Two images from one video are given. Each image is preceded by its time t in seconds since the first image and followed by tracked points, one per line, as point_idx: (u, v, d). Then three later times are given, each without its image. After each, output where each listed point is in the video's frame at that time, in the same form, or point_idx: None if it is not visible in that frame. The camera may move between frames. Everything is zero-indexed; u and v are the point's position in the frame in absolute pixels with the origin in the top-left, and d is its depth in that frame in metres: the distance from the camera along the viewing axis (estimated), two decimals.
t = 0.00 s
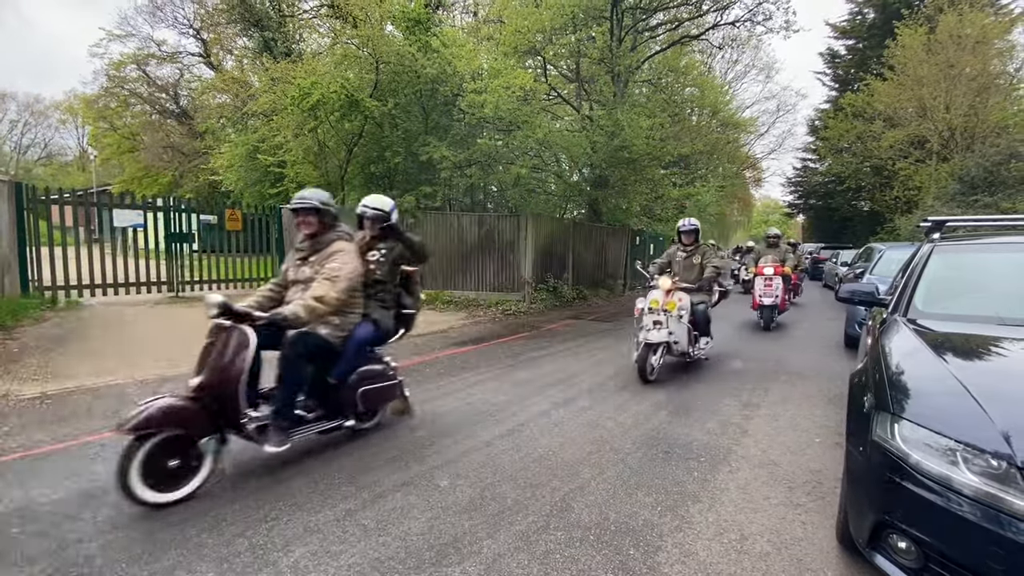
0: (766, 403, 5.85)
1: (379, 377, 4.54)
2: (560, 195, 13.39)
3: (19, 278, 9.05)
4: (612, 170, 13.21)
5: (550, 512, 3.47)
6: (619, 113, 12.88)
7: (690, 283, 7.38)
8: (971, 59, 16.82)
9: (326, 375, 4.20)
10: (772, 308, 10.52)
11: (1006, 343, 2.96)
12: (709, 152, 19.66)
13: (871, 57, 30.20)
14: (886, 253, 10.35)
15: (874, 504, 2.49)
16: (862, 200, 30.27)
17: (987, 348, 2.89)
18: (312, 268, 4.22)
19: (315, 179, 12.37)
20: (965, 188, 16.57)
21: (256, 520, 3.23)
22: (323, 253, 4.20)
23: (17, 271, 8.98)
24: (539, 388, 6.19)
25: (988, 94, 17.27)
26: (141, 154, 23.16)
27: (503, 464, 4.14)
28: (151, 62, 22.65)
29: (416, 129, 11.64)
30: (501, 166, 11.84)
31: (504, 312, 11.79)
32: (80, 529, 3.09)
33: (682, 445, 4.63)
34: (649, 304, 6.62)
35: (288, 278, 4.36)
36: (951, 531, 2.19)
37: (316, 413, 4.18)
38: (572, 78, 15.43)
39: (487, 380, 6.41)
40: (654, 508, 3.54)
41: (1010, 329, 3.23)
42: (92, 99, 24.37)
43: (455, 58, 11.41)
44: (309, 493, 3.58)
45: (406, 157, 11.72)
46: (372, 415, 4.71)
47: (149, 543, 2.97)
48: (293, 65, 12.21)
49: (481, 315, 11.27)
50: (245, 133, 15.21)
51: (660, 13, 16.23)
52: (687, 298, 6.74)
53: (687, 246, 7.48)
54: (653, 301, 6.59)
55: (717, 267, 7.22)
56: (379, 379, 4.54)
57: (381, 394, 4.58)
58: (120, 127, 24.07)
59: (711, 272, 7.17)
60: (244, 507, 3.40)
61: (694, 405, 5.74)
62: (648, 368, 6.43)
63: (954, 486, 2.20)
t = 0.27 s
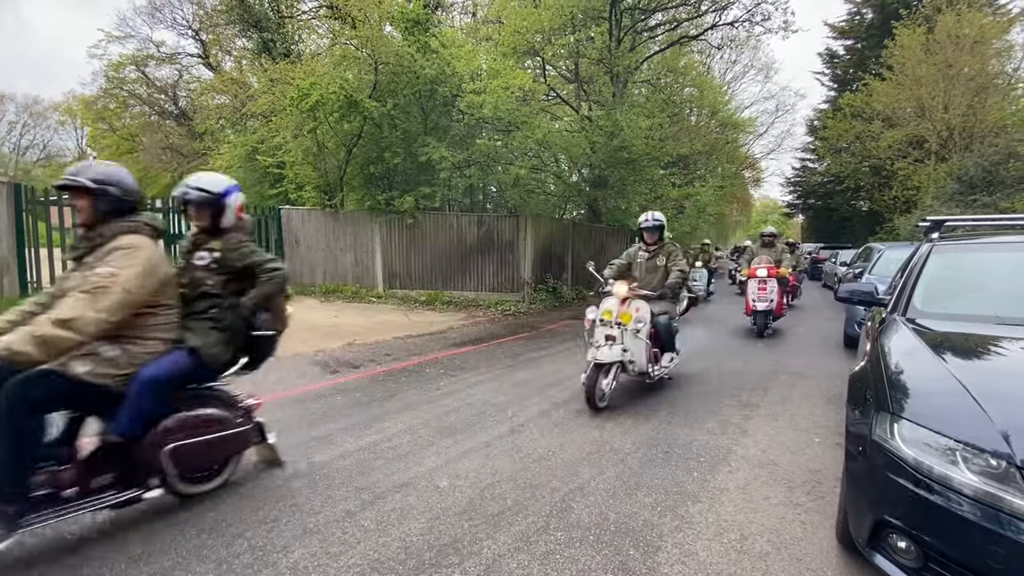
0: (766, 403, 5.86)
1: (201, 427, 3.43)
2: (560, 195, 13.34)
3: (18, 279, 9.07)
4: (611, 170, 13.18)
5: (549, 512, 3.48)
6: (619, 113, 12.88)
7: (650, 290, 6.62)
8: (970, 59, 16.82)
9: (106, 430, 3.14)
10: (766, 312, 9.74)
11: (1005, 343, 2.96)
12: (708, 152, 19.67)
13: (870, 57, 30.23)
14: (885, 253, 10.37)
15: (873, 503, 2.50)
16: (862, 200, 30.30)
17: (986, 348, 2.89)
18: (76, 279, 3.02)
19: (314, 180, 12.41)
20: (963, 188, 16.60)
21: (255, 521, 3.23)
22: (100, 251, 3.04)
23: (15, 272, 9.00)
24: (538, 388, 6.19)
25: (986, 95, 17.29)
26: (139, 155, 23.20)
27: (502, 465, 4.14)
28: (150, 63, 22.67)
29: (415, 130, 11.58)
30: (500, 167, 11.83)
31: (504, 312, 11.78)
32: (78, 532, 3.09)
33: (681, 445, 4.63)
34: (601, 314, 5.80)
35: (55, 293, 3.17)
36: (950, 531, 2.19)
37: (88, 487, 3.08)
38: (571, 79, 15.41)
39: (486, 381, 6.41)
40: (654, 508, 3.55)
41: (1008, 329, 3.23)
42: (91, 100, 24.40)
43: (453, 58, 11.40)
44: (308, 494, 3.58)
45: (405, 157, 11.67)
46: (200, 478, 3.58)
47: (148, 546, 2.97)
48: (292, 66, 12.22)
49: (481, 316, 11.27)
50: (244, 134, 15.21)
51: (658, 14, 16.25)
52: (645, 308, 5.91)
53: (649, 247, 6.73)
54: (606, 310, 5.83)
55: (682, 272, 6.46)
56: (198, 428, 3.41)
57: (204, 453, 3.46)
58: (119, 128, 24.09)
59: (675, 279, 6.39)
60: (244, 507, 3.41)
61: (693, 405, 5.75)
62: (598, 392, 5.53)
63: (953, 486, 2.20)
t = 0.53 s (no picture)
0: (765, 403, 5.86)
1: None
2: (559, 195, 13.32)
3: (17, 280, 9.08)
4: (611, 170, 13.19)
5: (549, 513, 3.48)
6: (618, 113, 12.89)
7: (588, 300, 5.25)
8: (968, 59, 16.85)
9: None
10: (754, 319, 8.95)
11: (1004, 342, 2.97)
12: (707, 152, 19.68)
13: (868, 57, 30.27)
14: (884, 253, 10.38)
15: (873, 503, 2.50)
16: (861, 200, 30.34)
17: (985, 347, 2.89)
18: None
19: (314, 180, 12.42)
20: (962, 188, 16.63)
21: (255, 522, 3.23)
22: None
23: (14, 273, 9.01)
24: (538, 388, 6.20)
25: (985, 94, 17.32)
26: (139, 156, 23.22)
27: (502, 466, 4.14)
28: (149, 64, 22.69)
29: (414, 131, 11.58)
30: (500, 167, 11.86)
31: (503, 313, 11.78)
32: (77, 533, 3.08)
33: (681, 445, 4.64)
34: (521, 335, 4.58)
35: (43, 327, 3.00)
36: (950, 530, 2.19)
37: None
38: (570, 79, 15.32)
39: (486, 381, 6.41)
40: (653, 508, 3.55)
41: (1008, 328, 3.24)
42: (90, 101, 24.41)
43: (452, 59, 11.43)
44: (307, 495, 3.58)
45: (404, 157, 11.65)
46: None
47: (147, 547, 2.97)
48: (291, 67, 12.25)
49: (480, 316, 11.27)
50: (244, 135, 15.19)
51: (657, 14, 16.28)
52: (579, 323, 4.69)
53: (592, 245, 5.33)
54: (530, 328, 4.60)
55: (629, 274, 5.06)
56: None
57: None
58: (118, 129, 24.12)
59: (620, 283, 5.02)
60: (243, 508, 3.41)
61: (692, 405, 5.75)
62: (517, 437, 4.32)
63: (952, 485, 2.20)
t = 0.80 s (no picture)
0: (765, 403, 5.87)
1: None
2: (559, 196, 13.33)
3: (17, 281, 9.10)
4: (610, 171, 13.20)
5: (549, 514, 3.48)
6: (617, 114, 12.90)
7: (482, 314, 4.06)
8: (967, 59, 16.88)
9: None
10: (744, 328, 8.03)
11: (1004, 342, 2.97)
12: (707, 152, 19.69)
13: (867, 57, 30.29)
14: (883, 253, 10.40)
15: (872, 503, 2.50)
16: (860, 200, 30.36)
17: (985, 347, 2.89)
18: None
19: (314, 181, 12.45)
20: (961, 188, 16.66)
21: (255, 523, 3.23)
22: None
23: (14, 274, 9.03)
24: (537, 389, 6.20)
25: (984, 94, 17.34)
26: (138, 157, 23.24)
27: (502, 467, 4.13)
28: (147, 65, 22.70)
29: (414, 131, 11.57)
30: (499, 167, 11.95)
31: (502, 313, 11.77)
32: (76, 534, 3.08)
33: (681, 445, 4.64)
34: (365, 372, 3.34)
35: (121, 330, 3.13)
36: (950, 530, 2.19)
37: None
38: (569, 79, 15.30)
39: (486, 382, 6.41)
40: (653, 509, 3.55)
41: (1008, 328, 3.24)
42: (89, 102, 24.42)
43: (452, 60, 11.47)
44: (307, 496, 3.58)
45: (404, 158, 11.65)
46: None
47: (146, 548, 2.97)
48: (291, 67, 12.27)
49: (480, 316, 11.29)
50: (243, 136, 15.13)
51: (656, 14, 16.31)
52: (452, 356, 3.57)
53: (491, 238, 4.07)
54: (379, 362, 3.38)
55: (530, 279, 3.88)
56: None
57: None
58: (118, 130, 24.14)
59: (515, 293, 3.84)
60: (242, 509, 3.41)
61: (692, 405, 5.75)
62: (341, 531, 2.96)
63: (952, 485, 2.20)
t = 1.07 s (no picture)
0: (764, 403, 5.87)
1: None
2: (558, 197, 13.37)
3: (16, 282, 9.14)
4: (609, 171, 13.21)
5: (549, 514, 3.48)
6: (617, 114, 12.93)
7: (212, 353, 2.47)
8: (966, 60, 16.92)
9: None
10: (727, 338, 7.15)
11: (1003, 343, 2.97)
12: (706, 153, 19.70)
13: (866, 58, 30.34)
14: (882, 253, 10.41)
15: (872, 503, 2.50)
16: (859, 200, 30.41)
17: (984, 347, 2.90)
18: None
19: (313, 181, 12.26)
20: (960, 188, 16.70)
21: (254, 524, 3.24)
22: None
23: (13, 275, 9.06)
24: (537, 389, 6.20)
25: (983, 95, 17.36)
26: (138, 158, 23.27)
27: (502, 467, 4.13)
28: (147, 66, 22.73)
29: (414, 131, 11.63)
30: (499, 168, 11.93)
31: (502, 314, 11.76)
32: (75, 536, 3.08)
33: (681, 446, 4.64)
34: None
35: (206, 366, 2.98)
36: (950, 530, 2.19)
37: None
38: (568, 80, 15.32)
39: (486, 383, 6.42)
40: (652, 509, 3.55)
41: (1008, 328, 3.24)
42: (88, 103, 24.44)
43: (451, 60, 11.52)
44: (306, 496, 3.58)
45: (403, 159, 11.71)
46: None
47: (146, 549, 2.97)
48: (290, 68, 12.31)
49: (479, 317, 11.30)
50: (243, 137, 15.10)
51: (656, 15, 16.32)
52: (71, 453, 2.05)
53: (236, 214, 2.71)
54: None
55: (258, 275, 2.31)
56: None
57: None
58: (117, 130, 24.15)
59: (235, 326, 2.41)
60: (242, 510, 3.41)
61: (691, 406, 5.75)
62: None
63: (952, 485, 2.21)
